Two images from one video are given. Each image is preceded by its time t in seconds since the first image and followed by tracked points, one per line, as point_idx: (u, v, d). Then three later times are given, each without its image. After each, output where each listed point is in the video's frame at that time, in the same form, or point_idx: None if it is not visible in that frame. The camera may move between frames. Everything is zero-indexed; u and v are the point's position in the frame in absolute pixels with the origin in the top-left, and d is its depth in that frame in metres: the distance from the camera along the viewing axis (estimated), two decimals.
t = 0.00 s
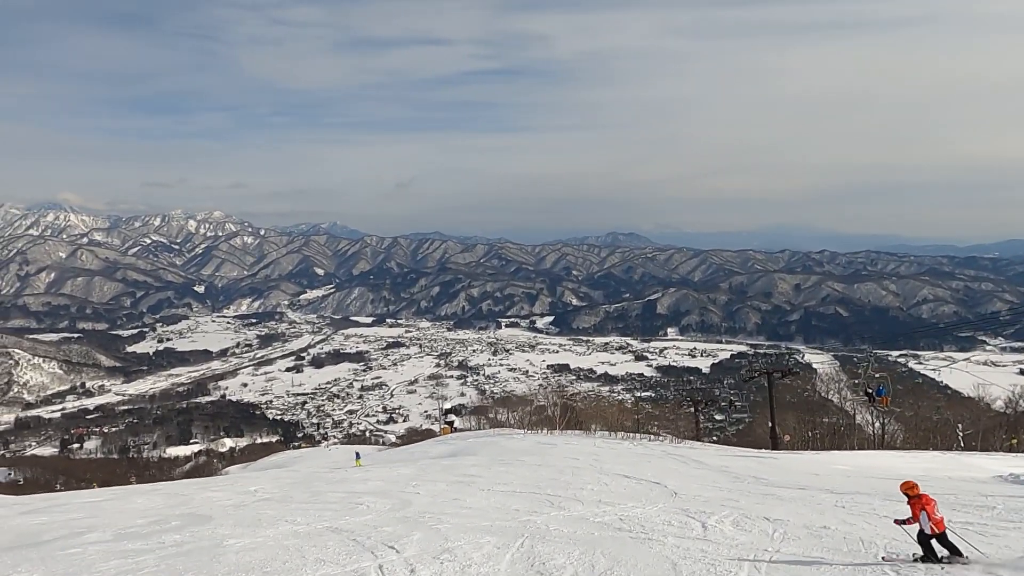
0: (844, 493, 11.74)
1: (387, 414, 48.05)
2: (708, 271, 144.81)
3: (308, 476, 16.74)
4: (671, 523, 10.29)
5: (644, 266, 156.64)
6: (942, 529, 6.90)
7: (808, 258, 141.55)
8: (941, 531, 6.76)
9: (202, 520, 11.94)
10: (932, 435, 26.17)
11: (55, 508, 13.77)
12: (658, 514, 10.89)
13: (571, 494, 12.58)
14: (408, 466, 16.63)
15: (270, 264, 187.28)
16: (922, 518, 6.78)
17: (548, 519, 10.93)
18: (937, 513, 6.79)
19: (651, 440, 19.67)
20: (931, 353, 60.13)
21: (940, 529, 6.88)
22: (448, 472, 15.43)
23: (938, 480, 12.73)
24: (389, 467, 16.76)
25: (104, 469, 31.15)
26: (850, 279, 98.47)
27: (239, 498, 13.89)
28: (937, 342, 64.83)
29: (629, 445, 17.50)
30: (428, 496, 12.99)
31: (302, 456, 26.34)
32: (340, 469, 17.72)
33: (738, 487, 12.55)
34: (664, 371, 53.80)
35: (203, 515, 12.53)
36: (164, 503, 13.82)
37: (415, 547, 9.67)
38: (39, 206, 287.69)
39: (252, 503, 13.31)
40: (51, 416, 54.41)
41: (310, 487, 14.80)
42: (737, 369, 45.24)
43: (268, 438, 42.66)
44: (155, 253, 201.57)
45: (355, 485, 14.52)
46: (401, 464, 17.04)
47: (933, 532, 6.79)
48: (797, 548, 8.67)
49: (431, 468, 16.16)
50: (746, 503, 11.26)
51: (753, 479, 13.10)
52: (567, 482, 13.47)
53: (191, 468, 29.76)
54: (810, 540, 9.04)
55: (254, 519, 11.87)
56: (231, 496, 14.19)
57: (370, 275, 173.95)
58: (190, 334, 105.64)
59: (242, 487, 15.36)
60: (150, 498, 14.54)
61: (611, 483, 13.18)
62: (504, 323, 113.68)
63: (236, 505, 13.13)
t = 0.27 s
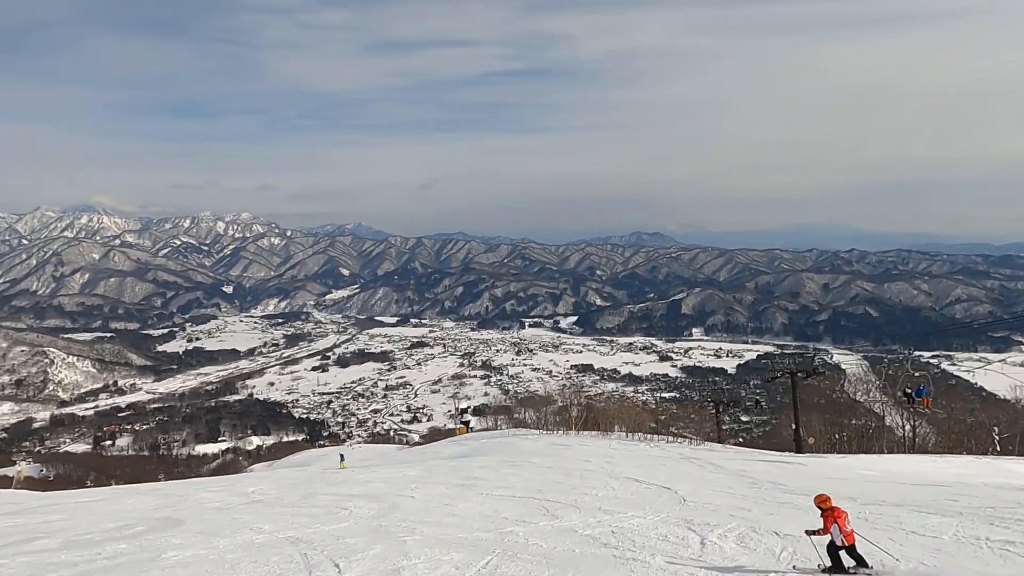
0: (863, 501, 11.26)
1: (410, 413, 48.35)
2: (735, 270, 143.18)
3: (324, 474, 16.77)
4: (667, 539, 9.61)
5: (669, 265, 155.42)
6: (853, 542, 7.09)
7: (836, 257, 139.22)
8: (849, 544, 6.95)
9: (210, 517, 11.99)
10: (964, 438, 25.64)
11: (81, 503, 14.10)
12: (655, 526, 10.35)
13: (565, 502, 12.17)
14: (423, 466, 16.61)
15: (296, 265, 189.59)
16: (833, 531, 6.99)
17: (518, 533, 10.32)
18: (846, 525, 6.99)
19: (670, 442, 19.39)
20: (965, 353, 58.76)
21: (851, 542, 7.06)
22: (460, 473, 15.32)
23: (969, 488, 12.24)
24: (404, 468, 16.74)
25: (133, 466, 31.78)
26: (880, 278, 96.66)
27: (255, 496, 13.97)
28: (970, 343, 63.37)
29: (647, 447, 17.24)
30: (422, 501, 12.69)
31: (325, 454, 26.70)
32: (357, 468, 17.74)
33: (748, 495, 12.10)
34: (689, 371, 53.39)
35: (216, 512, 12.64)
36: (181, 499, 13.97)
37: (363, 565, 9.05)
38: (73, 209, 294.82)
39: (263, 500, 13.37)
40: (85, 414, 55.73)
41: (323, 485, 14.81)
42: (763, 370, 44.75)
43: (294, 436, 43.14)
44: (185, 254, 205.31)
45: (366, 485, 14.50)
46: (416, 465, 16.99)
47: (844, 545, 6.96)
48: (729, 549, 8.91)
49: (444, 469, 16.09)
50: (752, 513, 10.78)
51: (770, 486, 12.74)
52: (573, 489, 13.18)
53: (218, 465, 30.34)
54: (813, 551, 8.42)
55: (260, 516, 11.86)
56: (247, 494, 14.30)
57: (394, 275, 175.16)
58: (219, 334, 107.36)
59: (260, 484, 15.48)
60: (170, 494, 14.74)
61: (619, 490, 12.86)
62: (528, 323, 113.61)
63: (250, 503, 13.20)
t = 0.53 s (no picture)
0: (901, 509, 10.10)
1: (446, 410, 48.63)
2: (775, 267, 140.37)
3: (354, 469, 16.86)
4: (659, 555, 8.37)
5: (707, 262, 153.15)
6: (739, 545, 6.91)
7: (882, 253, 135.30)
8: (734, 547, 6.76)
9: (231, 509, 12.13)
10: (1017, 441, 24.62)
11: (119, 492, 14.43)
12: (644, 538, 9.19)
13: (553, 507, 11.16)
14: (450, 461, 16.61)
15: (334, 263, 192.59)
16: (718, 533, 6.84)
17: (480, 545, 9.24)
18: (733, 527, 6.82)
19: (704, 442, 19.03)
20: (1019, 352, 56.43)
21: (736, 545, 6.88)
22: (483, 468, 15.18)
23: (1018, 495, 11.64)
24: (431, 463, 16.74)
25: (176, 458, 32.68)
26: (927, 275, 93.54)
27: (283, 488, 14.16)
28: None
29: (677, 446, 16.90)
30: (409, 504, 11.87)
31: (360, 448, 26.97)
32: (386, 462, 17.82)
33: (767, 501, 10.96)
34: (728, 370, 52.51)
35: (243, 502, 12.82)
36: (212, 491, 14.24)
37: None
38: (122, 209, 304.81)
39: (289, 493, 13.51)
40: (133, 407, 57.62)
41: (347, 478, 14.87)
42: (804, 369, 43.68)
43: (332, 431, 43.82)
44: (228, 252, 210.37)
45: (390, 480, 14.51)
46: (443, 460, 16.95)
47: (727, 547, 6.82)
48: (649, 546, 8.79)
49: (468, 464, 16.02)
50: (763, 521, 9.65)
51: (798, 490, 11.74)
52: (576, 492, 12.21)
53: (258, 458, 30.95)
54: (819, 572, 7.26)
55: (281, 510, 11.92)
56: (276, 487, 14.49)
57: (430, 272, 176.47)
58: (259, 331, 109.68)
59: (290, 476, 15.71)
60: (205, 486, 15.07)
61: (627, 494, 11.84)
62: (563, 320, 113.23)
63: (277, 495, 13.34)
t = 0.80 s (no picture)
0: (936, 515, 9.74)
1: (474, 408, 48.78)
2: (808, 265, 137.89)
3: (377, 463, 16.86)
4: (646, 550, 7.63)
5: (738, 259, 151.05)
6: (626, 531, 7.09)
7: (920, 250, 131.97)
8: (616, 532, 6.97)
9: (248, 499, 12.20)
10: None
11: (150, 480, 14.72)
12: (649, 526, 8.86)
13: (551, 513, 10.44)
14: (470, 452, 16.57)
15: (364, 261, 194.60)
16: (604, 519, 6.98)
17: (438, 549, 8.40)
18: (621, 514, 6.98)
19: (730, 441, 18.67)
20: None
21: (622, 531, 7.09)
22: (502, 461, 15.05)
23: None
24: (453, 456, 16.71)
25: (209, 453, 33.33)
26: (967, 273, 90.97)
27: (304, 478, 14.28)
28: None
29: (700, 444, 16.53)
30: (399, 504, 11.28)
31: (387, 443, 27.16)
32: (407, 458, 17.76)
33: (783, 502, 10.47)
34: (759, 369, 51.75)
35: (261, 494, 12.90)
36: (224, 482, 14.16)
37: None
38: (159, 208, 312.19)
39: (309, 485, 13.53)
40: (169, 402, 59.01)
41: (367, 472, 14.83)
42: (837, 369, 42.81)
43: (361, 428, 44.28)
44: (260, 250, 213.99)
45: (409, 472, 14.49)
46: (463, 454, 16.85)
47: (610, 533, 7.02)
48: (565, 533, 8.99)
49: (488, 456, 15.93)
50: (775, 525, 9.09)
51: (821, 492, 11.36)
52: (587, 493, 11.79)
53: (288, 453, 31.44)
54: None
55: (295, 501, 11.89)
56: (300, 477, 14.62)
57: (459, 271, 177.28)
58: (291, 328, 111.35)
59: (313, 468, 15.86)
60: (231, 476, 15.31)
61: (639, 492, 11.35)
62: (591, 319, 112.72)
63: (296, 485, 13.40)
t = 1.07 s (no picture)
0: (996, 530, 9.30)
1: (506, 408, 48.76)
2: (849, 266, 134.70)
3: (404, 452, 16.89)
4: None
5: (776, 260, 148.33)
6: (497, 515, 7.06)
7: (967, 251, 127.81)
8: (486, 515, 6.93)
9: (275, 484, 12.26)
10: None
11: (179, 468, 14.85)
12: (674, 530, 8.56)
13: (556, 500, 10.13)
14: (498, 444, 16.53)
15: (399, 262, 196.56)
16: (475, 501, 6.97)
17: (381, 564, 7.14)
18: (493, 496, 6.99)
19: (765, 443, 18.23)
20: None
21: (494, 515, 7.07)
22: (528, 454, 14.93)
23: None
24: (480, 445, 16.69)
25: (246, 449, 33.93)
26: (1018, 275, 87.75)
27: (333, 465, 14.37)
28: None
29: (731, 447, 16.15)
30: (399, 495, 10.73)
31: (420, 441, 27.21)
32: (435, 447, 17.77)
33: (810, 511, 10.14)
34: (798, 372, 50.61)
35: (291, 479, 13.01)
36: (217, 476, 12.90)
37: None
38: (201, 210, 320.43)
39: (337, 470, 13.55)
40: (209, 399, 60.40)
41: (393, 459, 14.80)
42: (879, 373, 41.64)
43: (395, 427, 44.66)
44: (298, 251, 217.90)
45: (436, 459, 14.48)
46: (489, 444, 16.77)
47: (481, 515, 6.98)
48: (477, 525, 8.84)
49: (515, 449, 15.85)
50: (807, 537, 8.56)
51: (862, 499, 11.01)
52: (606, 485, 11.56)
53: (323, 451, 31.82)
54: None
55: (323, 483, 11.91)
56: (330, 464, 14.75)
57: (492, 271, 177.85)
58: (327, 327, 113.02)
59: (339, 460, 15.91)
60: (263, 466, 15.50)
61: (662, 493, 10.95)
62: (625, 319, 111.88)
63: (326, 471, 13.49)
